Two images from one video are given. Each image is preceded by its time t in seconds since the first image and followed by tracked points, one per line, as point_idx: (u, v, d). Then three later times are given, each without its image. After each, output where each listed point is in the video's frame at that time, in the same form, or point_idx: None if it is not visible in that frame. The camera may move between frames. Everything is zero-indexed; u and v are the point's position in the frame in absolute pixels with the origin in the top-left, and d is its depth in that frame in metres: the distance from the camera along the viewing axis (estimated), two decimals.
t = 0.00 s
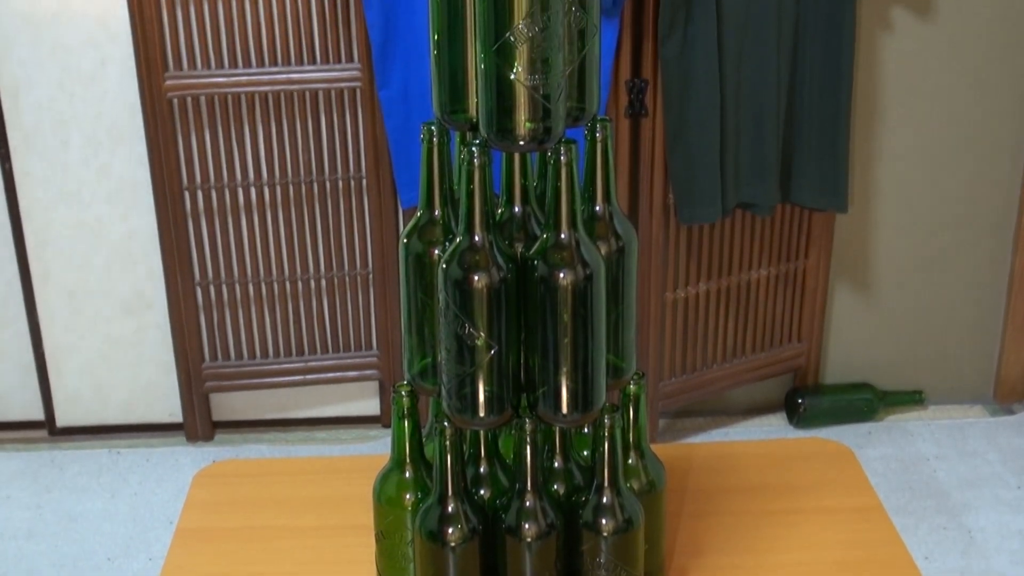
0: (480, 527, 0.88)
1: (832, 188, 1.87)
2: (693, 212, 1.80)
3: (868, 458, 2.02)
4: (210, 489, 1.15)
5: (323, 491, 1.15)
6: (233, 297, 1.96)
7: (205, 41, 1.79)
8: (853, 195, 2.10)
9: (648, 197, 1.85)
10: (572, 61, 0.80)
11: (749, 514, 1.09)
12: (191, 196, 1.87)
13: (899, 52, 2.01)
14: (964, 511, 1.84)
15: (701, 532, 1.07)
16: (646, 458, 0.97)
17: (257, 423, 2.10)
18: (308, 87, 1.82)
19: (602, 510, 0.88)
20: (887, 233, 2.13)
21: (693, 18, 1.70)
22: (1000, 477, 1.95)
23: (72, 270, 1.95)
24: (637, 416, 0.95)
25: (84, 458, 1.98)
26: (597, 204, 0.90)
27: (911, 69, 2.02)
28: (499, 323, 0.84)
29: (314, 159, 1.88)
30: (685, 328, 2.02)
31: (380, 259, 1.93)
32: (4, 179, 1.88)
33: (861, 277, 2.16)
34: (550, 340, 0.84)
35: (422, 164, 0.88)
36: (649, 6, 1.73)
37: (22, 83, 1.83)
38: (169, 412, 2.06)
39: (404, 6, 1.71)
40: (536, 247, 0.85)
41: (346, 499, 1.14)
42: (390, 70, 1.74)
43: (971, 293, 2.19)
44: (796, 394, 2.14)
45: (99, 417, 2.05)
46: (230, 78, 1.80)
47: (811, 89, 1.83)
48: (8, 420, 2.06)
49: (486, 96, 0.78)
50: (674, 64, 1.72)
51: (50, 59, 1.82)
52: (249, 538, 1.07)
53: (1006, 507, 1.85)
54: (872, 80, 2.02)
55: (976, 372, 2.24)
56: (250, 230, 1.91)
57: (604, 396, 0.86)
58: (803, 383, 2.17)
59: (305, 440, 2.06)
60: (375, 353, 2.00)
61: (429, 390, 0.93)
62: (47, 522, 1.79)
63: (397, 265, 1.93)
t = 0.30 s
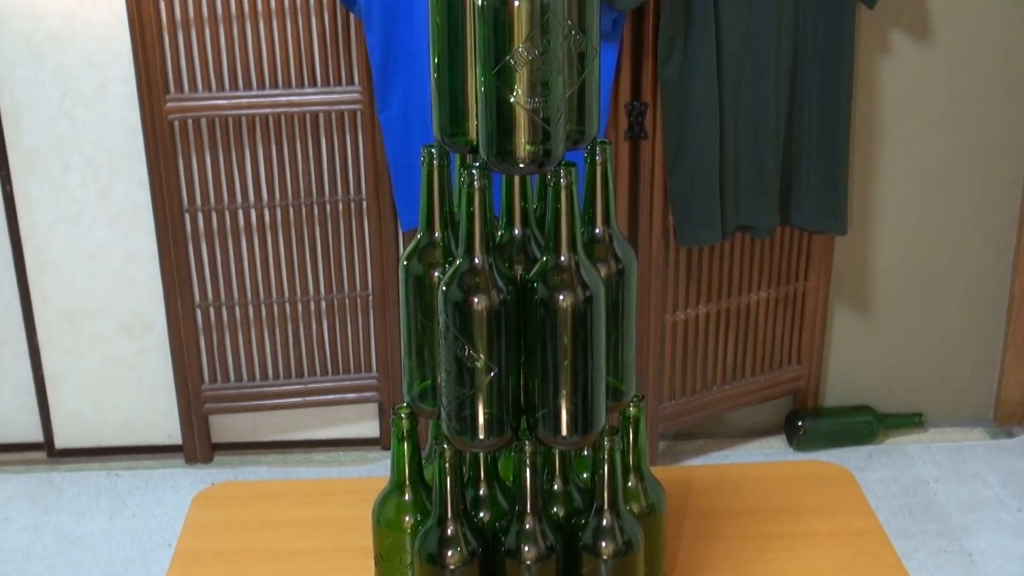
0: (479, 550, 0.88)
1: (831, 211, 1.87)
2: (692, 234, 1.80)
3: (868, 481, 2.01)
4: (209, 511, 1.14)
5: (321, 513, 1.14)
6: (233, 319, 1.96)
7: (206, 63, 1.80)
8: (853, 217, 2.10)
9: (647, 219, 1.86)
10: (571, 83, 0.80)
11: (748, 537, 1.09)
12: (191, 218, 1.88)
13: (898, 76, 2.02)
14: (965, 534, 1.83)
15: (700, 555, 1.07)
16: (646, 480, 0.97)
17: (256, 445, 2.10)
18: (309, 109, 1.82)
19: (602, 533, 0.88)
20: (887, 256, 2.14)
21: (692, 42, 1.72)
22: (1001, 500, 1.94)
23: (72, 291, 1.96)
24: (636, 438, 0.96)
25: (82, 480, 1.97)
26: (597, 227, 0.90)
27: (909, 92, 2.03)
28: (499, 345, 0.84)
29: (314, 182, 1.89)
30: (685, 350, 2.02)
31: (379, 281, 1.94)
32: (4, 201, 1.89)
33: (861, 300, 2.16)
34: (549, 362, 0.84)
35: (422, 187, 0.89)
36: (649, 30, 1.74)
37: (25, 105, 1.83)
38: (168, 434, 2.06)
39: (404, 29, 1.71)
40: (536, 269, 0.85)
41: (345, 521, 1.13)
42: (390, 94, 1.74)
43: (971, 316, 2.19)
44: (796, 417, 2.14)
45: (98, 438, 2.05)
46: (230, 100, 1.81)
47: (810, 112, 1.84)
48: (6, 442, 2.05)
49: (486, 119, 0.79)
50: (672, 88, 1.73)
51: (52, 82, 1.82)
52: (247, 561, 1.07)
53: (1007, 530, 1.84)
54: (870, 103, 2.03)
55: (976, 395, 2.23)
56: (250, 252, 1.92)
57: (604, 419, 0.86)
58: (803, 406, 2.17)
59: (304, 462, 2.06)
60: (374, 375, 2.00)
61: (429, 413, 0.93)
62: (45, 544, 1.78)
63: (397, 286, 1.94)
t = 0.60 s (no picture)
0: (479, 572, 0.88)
1: (830, 233, 1.88)
2: (691, 256, 1.81)
3: (867, 503, 2.01)
4: (207, 532, 1.14)
5: (320, 535, 1.14)
6: (233, 340, 1.96)
7: (208, 85, 1.80)
8: (852, 239, 2.11)
9: (647, 241, 1.86)
10: (572, 106, 0.81)
11: (747, 559, 1.09)
12: (191, 239, 1.89)
13: (897, 98, 2.03)
14: (965, 557, 1.82)
15: None
16: (645, 502, 0.97)
17: (254, 467, 2.09)
18: (309, 131, 1.83)
19: (601, 555, 0.87)
20: (887, 278, 2.14)
21: (692, 65, 1.73)
22: (1001, 523, 1.93)
23: (72, 313, 1.96)
24: (635, 459, 0.96)
25: (81, 501, 1.97)
26: (597, 248, 0.90)
27: (906, 115, 2.04)
28: (498, 367, 0.84)
29: (314, 204, 1.89)
30: (685, 372, 2.02)
31: (379, 303, 1.94)
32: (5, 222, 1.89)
33: (860, 322, 2.16)
34: (549, 384, 0.84)
35: (422, 211, 0.89)
36: (649, 53, 1.74)
37: (26, 127, 1.84)
38: (167, 455, 2.05)
39: (404, 52, 1.72)
40: (535, 291, 0.85)
41: (343, 542, 1.13)
42: (390, 116, 1.75)
43: (969, 338, 2.19)
44: (795, 439, 2.13)
45: (96, 460, 2.04)
46: (231, 122, 1.81)
47: (808, 135, 1.85)
48: (5, 463, 2.05)
49: (486, 141, 0.79)
50: (671, 110, 1.74)
51: (53, 104, 1.83)
52: None
53: (1008, 553, 1.84)
54: (868, 126, 2.04)
55: (976, 417, 2.23)
56: (250, 273, 1.92)
57: (603, 441, 0.86)
58: (803, 428, 2.16)
59: (303, 483, 2.05)
60: (373, 397, 2.00)
61: (428, 434, 0.93)
62: (43, 566, 1.77)
63: (396, 307, 1.94)
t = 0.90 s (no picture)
0: None
1: (829, 256, 1.88)
2: (691, 278, 1.81)
3: (868, 525, 2.00)
4: (205, 554, 1.14)
5: (318, 556, 1.14)
6: (233, 361, 1.96)
7: (209, 109, 1.81)
8: (852, 261, 2.11)
9: (646, 263, 1.87)
10: (572, 128, 0.81)
11: None
12: (191, 260, 1.89)
13: (895, 121, 2.04)
14: None
15: None
16: (645, 524, 0.97)
17: (253, 489, 2.09)
18: (310, 153, 1.84)
19: None
20: (886, 299, 2.14)
21: (691, 87, 1.74)
22: (1003, 546, 1.92)
23: (71, 334, 1.96)
24: (635, 481, 0.96)
25: (79, 523, 1.96)
26: (597, 270, 0.90)
27: (905, 138, 2.05)
28: (498, 389, 0.84)
29: (314, 226, 1.90)
30: (684, 394, 2.02)
31: (379, 324, 1.94)
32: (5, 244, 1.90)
33: (859, 344, 2.16)
34: (548, 406, 0.84)
35: (422, 233, 0.89)
36: (649, 75, 1.75)
37: (27, 148, 1.84)
38: (166, 477, 2.05)
39: (404, 75, 1.72)
40: (535, 312, 0.85)
41: (341, 564, 1.13)
42: (391, 138, 1.75)
43: (969, 360, 2.19)
44: (796, 461, 2.12)
45: (95, 482, 2.04)
46: (232, 143, 1.82)
47: (807, 157, 1.86)
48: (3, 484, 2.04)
49: (485, 163, 0.79)
50: (670, 132, 1.75)
51: (55, 126, 1.84)
52: None
53: None
54: (867, 148, 2.04)
55: (976, 440, 2.23)
56: (250, 294, 1.92)
57: (603, 462, 0.86)
58: (803, 450, 2.16)
59: (302, 505, 2.04)
60: (373, 419, 2.00)
61: (427, 455, 0.93)
62: None
63: (396, 329, 1.94)
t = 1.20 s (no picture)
0: None
1: (827, 279, 1.89)
2: (691, 301, 1.82)
3: (868, 549, 1.99)
4: None
5: None
6: (233, 384, 1.96)
7: (210, 134, 1.82)
8: (851, 284, 2.12)
9: (646, 286, 1.87)
10: (571, 151, 0.81)
11: None
12: (191, 283, 1.89)
13: (894, 144, 2.05)
14: None
15: None
16: (645, 548, 0.96)
17: (252, 512, 2.08)
18: (310, 175, 1.84)
19: None
20: (886, 322, 2.15)
21: (691, 110, 1.74)
22: (1004, 570, 1.92)
23: (70, 356, 1.96)
24: (635, 504, 0.96)
25: (77, 546, 1.95)
26: (597, 293, 0.90)
27: (903, 161, 2.06)
28: (497, 413, 0.84)
29: (314, 249, 1.91)
30: (684, 417, 2.02)
31: (379, 346, 1.95)
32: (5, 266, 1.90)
33: (859, 367, 2.16)
34: (548, 429, 0.84)
35: (422, 255, 0.89)
36: (649, 98, 1.77)
37: (28, 171, 1.85)
38: (165, 499, 2.04)
39: (404, 98, 1.73)
40: (535, 335, 0.86)
41: None
42: (391, 160, 1.76)
43: (969, 383, 2.19)
44: (796, 484, 2.12)
45: (93, 504, 2.03)
46: (232, 166, 1.82)
47: (806, 180, 1.87)
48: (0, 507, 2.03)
49: (485, 186, 0.80)
50: (670, 155, 1.76)
51: (56, 147, 1.84)
52: None
53: None
54: (866, 171, 2.05)
55: (977, 463, 2.22)
56: (250, 317, 1.93)
57: (602, 485, 0.86)
58: (803, 474, 2.15)
59: (300, 529, 2.04)
60: (372, 442, 2.00)
61: (427, 478, 0.93)
62: None
63: (396, 352, 1.95)
